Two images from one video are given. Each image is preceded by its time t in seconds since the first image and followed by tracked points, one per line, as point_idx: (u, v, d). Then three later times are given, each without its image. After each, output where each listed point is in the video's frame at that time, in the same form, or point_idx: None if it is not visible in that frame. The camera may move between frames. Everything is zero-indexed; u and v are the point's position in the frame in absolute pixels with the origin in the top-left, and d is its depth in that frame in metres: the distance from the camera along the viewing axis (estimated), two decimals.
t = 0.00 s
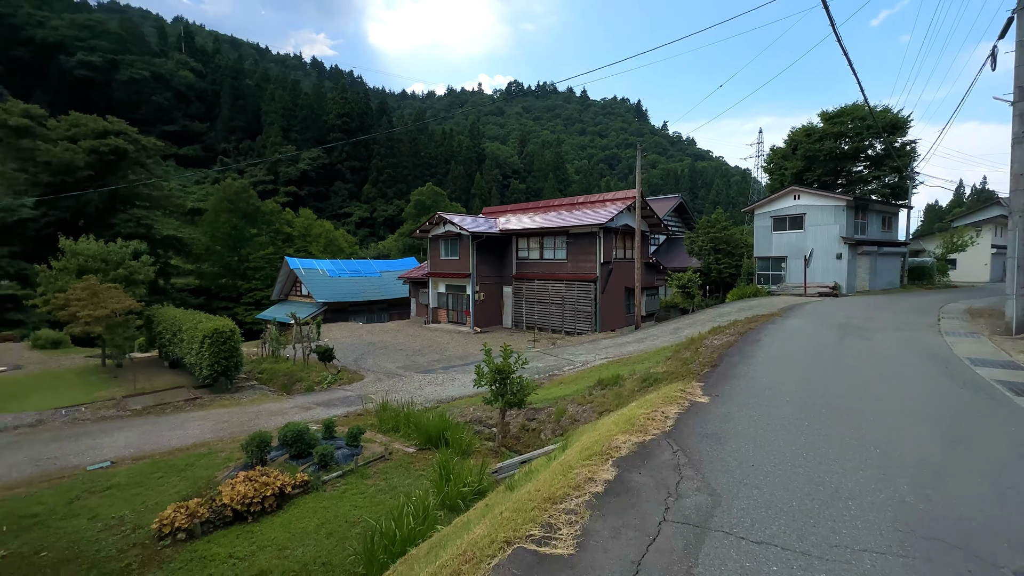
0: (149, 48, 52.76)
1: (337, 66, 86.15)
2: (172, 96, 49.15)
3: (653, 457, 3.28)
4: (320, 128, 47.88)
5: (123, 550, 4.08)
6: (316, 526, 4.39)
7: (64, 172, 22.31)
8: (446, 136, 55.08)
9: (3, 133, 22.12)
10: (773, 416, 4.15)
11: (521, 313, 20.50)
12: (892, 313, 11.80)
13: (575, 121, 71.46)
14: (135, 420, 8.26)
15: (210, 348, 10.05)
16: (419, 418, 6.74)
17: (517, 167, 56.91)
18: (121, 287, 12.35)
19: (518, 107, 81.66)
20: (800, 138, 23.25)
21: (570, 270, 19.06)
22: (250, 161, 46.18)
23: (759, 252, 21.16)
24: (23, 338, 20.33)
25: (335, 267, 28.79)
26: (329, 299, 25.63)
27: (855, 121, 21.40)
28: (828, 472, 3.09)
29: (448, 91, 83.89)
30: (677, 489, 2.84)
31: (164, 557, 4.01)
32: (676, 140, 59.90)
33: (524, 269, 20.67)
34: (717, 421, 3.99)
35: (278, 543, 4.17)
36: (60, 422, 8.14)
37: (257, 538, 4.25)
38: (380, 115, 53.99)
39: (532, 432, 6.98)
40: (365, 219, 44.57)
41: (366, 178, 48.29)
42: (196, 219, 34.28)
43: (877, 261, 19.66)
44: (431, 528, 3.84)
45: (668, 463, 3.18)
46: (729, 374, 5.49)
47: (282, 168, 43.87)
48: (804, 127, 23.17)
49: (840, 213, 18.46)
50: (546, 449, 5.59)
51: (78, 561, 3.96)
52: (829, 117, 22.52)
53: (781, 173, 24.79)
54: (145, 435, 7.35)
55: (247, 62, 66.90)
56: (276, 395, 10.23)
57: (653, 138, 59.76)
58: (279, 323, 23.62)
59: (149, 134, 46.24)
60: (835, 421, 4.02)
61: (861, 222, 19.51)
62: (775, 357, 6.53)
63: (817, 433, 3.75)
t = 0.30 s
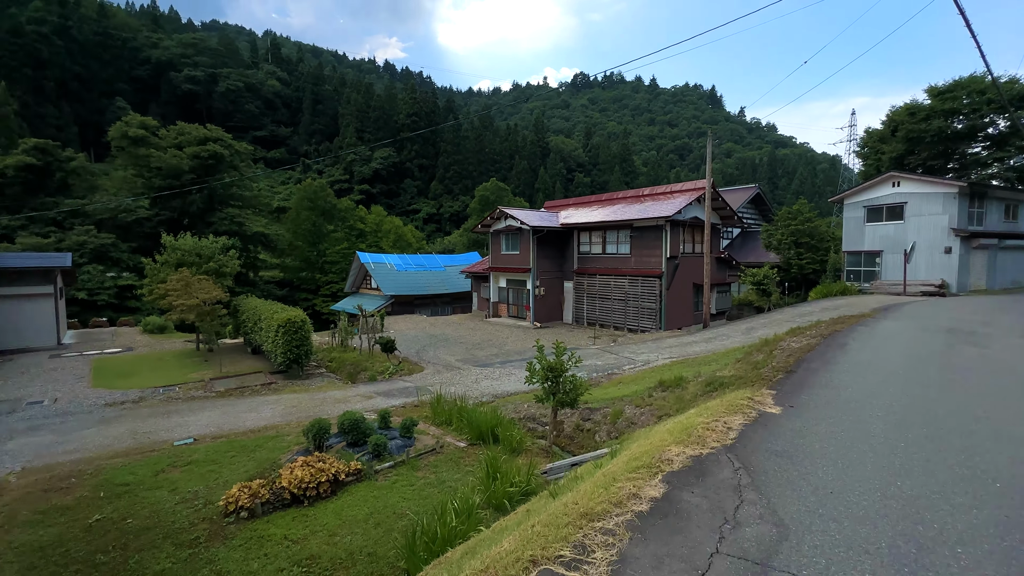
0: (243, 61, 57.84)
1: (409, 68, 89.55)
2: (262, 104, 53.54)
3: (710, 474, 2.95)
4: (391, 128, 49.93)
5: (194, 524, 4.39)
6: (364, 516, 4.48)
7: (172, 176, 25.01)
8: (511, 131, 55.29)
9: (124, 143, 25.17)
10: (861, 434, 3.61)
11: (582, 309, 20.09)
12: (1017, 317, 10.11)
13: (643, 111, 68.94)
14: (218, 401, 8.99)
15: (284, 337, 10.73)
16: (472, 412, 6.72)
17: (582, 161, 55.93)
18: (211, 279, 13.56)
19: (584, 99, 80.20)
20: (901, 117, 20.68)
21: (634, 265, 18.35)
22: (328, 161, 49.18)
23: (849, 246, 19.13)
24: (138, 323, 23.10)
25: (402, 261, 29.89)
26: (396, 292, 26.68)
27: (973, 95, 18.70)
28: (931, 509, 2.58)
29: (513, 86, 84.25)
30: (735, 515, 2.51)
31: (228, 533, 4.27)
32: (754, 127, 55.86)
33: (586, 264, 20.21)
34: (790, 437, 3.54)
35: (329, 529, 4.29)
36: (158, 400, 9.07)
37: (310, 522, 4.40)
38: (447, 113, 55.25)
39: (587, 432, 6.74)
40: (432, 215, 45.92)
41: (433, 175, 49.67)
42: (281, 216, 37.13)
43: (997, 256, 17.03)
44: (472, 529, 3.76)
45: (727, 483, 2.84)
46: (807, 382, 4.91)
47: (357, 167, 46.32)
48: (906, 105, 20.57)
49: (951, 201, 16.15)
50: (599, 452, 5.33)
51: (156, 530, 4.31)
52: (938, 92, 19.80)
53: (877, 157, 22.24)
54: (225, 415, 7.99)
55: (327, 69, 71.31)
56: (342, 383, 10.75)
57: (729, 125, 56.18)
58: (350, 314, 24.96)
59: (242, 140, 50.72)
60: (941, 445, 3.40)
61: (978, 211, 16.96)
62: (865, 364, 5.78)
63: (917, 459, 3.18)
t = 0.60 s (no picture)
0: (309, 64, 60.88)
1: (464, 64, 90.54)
2: (325, 105, 56.16)
3: (755, 499, 2.65)
4: (445, 124, 50.74)
5: (240, 507, 4.59)
6: (398, 510, 4.50)
7: (245, 175, 26.80)
8: (564, 123, 54.48)
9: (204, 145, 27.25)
10: (946, 461, 3.11)
11: (634, 305, 19.46)
12: None
13: (704, 98, 65.66)
14: (274, 388, 9.48)
15: (336, 328, 11.13)
16: (511, 409, 6.61)
17: (638, 152, 54.19)
18: (273, 272, 14.36)
19: (641, 88, 77.59)
20: (1007, 92, 18.22)
21: (689, 260, 17.50)
22: (385, 158, 50.83)
23: (938, 239, 17.21)
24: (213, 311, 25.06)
25: (454, 255, 30.36)
26: (447, 286, 27.15)
27: None
28: None
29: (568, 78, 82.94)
30: (781, 551, 2.22)
31: (270, 518, 4.43)
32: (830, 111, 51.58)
33: (638, 259, 19.53)
34: (856, 459, 3.12)
35: (363, 521, 4.35)
36: (222, 385, 9.72)
37: (346, 514, 4.47)
38: (500, 107, 55.34)
39: (631, 435, 6.47)
40: (484, 209, 46.30)
41: (485, 170, 49.96)
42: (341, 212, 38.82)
43: None
44: (499, 535, 3.67)
45: (773, 511, 2.53)
46: (879, 393, 4.37)
47: (412, 163, 47.50)
48: (1014, 78, 18.10)
49: None
50: (641, 458, 5.06)
51: (206, 511, 4.55)
52: None
53: (976, 139, 19.78)
54: (279, 402, 8.40)
55: (386, 68, 73.60)
56: (389, 374, 11.04)
57: (800, 109, 52.25)
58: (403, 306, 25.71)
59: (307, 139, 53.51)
60: None
61: None
62: (953, 374, 5.07)
63: (1017, 495, 2.68)
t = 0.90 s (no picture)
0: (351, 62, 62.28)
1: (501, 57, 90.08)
2: (366, 101, 57.33)
3: (781, 520, 2.40)
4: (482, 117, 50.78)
5: (262, 495, 4.67)
6: (412, 506, 4.45)
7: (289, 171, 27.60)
8: (603, 113, 53.31)
9: (252, 143, 28.36)
10: (1015, 485, 2.72)
11: (671, 300, 18.82)
12: None
13: (752, 83, 62.60)
14: (307, 377, 9.73)
15: (368, 319, 11.30)
16: (534, 404, 6.47)
17: (679, 141, 52.41)
18: (309, 265, 14.76)
19: (684, 76, 74.83)
20: None
21: (730, 253, 16.71)
22: (423, 153, 51.43)
23: (1013, 231, 15.70)
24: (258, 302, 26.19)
25: (488, 248, 30.38)
26: (481, 279, 27.21)
27: None
28: None
29: (607, 67, 81.07)
30: None
31: (289, 507, 4.48)
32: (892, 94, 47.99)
33: (676, 252, 18.85)
34: (904, 480, 2.78)
35: (378, 514, 4.32)
36: (258, 373, 10.08)
37: (361, 506, 4.47)
38: (537, 99, 54.80)
39: (659, 436, 6.22)
40: (521, 202, 46.07)
41: (522, 162, 49.66)
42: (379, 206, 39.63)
43: None
44: (509, 538, 3.55)
45: (801, 536, 2.27)
46: (937, 402, 3.92)
47: (450, 157, 47.80)
48: None
49: None
50: (667, 461, 4.81)
51: (230, 497, 4.66)
52: None
53: None
54: (310, 391, 8.59)
55: (425, 63, 74.24)
56: (418, 366, 11.14)
57: (857, 93, 48.92)
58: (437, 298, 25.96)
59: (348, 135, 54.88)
60: None
61: None
62: None
63: None
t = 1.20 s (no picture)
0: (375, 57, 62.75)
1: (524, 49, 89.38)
2: (389, 96, 57.71)
3: (787, 550, 2.20)
4: (504, 111, 50.49)
5: (264, 492, 4.66)
6: (412, 507, 4.37)
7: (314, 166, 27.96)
8: (627, 105, 52.34)
9: (277, 139, 28.81)
10: None
11: (693, 296, 18.34)
12: None
13: (783, 72, 60.39)
14: (321, 371, 9.80)
15: (382, 314, 11.32)
16: (543, 403, 6.31)
17: (705, 133, 51.07)
18: (327, 259, 14.92)
19: (711, 65, 72.77)
20: None
21: (755, 248, 16.12)
22: (445, 147, 51.52)
23: None
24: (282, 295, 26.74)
25: (507, 243, 30.23)
26: (500, 273, 27.09)
27: None
28: None
29: (632, 58, 79.53)
30: None
31: (289, 505, 4.46)
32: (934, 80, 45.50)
33: (698, 247, 18.32)
34: (932, 506, 2.52)
35: (376, 515, 4.26)
36: (274, 366, 10.21)
37: (361, 506, 4.42)
38: (559, 92, 54.16)
39: (673, 439, 6.00)
40: (542, 196, 45.69)
41: (544, 156, 49.20)
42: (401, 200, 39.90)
43: None
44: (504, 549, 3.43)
45: (808, 568, 2.08)
46: (975, 414, 3.59)
47: (471, 151, 47.73)
48: None
49: None
50: (678, 468, 4.60)
51: (233, 493, 4.67)
52: None
53: None
54: (322, 386, 8.63)
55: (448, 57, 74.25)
56: (432, 361, 11.09)
57: (896, 81, 46.69)
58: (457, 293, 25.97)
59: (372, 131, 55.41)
60: None
61: None
62: None
63: None
